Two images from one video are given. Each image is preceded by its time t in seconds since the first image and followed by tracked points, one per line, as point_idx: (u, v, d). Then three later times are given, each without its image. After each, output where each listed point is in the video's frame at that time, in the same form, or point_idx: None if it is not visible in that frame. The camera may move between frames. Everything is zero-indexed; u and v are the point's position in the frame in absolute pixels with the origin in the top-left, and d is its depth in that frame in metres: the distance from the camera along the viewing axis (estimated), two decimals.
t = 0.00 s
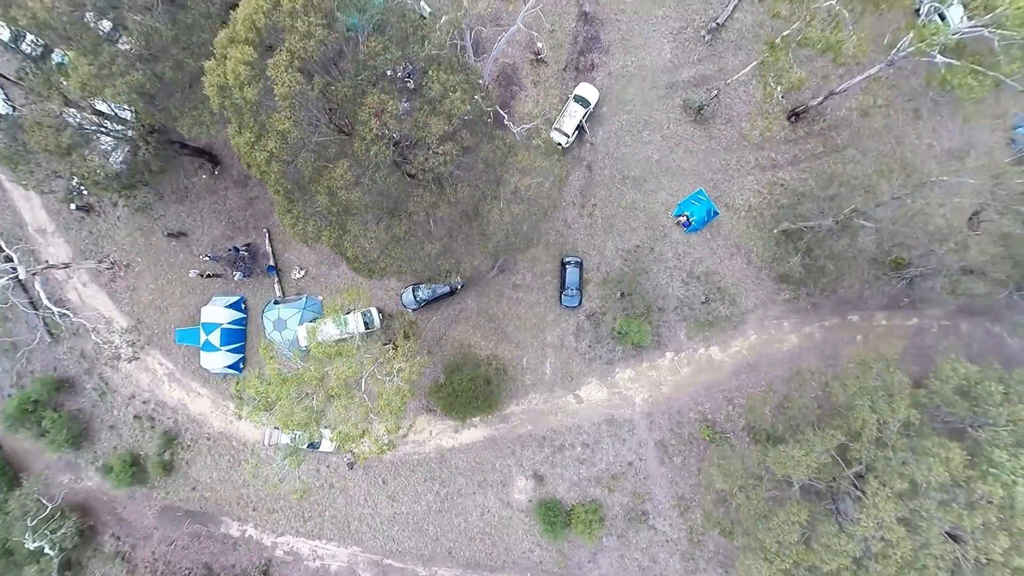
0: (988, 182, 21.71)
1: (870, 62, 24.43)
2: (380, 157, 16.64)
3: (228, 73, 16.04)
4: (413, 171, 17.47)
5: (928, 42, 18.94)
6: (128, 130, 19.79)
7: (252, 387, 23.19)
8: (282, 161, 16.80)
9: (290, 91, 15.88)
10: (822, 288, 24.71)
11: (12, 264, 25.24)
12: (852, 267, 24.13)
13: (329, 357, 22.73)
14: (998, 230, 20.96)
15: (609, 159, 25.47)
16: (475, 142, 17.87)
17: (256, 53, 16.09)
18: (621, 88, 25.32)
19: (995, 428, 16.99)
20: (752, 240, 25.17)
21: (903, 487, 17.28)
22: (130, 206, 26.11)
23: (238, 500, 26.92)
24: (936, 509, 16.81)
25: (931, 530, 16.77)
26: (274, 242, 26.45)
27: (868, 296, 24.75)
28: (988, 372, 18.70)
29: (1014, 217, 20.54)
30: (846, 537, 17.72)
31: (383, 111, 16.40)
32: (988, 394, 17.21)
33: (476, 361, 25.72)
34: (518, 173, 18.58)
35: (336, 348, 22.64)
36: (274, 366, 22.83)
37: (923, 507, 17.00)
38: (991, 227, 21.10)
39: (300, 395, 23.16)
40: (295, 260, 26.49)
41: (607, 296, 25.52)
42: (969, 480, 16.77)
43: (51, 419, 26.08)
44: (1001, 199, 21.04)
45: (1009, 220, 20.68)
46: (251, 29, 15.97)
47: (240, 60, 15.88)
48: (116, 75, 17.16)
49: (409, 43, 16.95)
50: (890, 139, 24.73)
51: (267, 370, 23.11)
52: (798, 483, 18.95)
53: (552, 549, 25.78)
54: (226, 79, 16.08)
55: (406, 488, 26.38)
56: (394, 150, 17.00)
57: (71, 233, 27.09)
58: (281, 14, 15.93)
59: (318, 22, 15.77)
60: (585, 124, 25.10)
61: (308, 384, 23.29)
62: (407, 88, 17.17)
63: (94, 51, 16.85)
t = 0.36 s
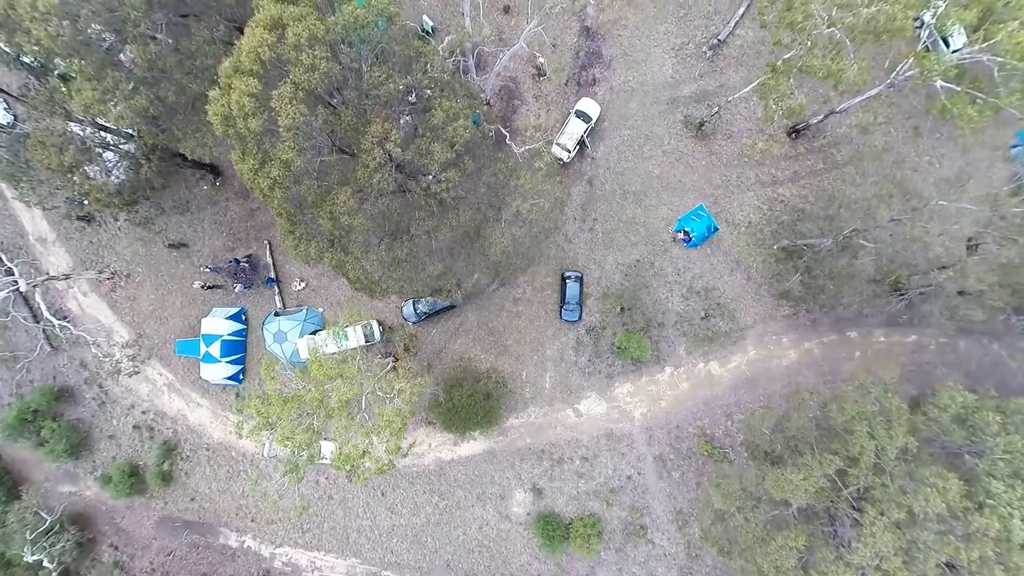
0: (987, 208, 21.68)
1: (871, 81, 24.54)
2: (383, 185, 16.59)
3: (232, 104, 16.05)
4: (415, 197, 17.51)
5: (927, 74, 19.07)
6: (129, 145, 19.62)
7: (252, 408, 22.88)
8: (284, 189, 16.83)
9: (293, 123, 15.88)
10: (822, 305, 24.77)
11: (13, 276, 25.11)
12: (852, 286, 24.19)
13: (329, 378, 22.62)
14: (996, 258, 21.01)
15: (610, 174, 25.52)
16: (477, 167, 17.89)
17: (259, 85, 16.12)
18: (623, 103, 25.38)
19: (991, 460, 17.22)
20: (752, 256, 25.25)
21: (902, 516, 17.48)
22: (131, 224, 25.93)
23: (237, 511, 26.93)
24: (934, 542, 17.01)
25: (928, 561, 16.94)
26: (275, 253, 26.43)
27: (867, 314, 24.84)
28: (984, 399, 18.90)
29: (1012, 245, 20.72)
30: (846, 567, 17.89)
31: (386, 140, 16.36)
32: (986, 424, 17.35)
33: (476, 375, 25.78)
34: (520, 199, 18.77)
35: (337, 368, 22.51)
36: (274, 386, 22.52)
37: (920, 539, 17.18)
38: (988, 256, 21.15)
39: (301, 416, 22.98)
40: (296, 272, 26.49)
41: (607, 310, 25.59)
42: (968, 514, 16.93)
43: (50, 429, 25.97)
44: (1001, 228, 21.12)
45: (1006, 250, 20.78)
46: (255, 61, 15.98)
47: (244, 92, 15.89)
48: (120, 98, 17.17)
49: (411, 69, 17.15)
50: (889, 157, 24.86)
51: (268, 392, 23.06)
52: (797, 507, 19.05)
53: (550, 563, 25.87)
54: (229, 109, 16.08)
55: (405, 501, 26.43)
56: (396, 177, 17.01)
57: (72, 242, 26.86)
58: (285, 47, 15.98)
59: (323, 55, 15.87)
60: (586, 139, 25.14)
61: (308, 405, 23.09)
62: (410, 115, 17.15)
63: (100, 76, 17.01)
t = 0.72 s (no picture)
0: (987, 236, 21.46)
1: (876, 100, 24.47)
2: (388, 214, 16.76)
3: (239, 136, 16.10)
4: (419, 223, 17.64)
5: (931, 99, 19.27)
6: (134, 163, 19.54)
7: (256, 425, 23.16)
8: (290, 217, 16.92)
9: (300, 157, 15.88)
10: (823, 321, 24.86)
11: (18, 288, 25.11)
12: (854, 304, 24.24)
13: (332, 400, 22.55)
14: (997, 288, 20.97)
15: (612, 189, 25.59)
16: (481, 194, 18.08)
17: (266, 117, 16.13)
18: (626, 118, 25.44)
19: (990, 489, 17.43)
20: (753, 272, 25.35)
21: (901, 545, 17.73)
22: (135, 239, 25.87)
23: (238, 522, 27.02)
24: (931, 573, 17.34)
25: None
26: (277, 265, 26.39)
27: (869, 330, 24.88)
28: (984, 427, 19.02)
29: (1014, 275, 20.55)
30: None
31: (391, 170, 16.44)
32: (985, 452, 17.52)
33: (477, 388, 25.86)
34: (523, 224, 19.39)
35: (341, 391, 22.54)
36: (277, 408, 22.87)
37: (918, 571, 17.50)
38: (988, 286, 21.11)
39: (305, 438, 23.39)
40: (298, 284, 26.50)
41: (609, 325, 25.67)
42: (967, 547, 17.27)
43: (52, 440, 26.01)
44: (1001, 257, 20.85)
45: (1008, 280, 20.67)
46: (262, 95, 16.01)
47: (251, 126, 15.89)
48: (129, 123, 17.33)
49: (416, 99, 17.08)
50: (891, 175, 24.96)
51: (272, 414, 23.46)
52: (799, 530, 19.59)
53: None
54: (236, 141, 16.14)
55: (405, 513, 26.52)
56: (401, 205, 17.12)
57: (75, 253, 26.79)
58: (292, 82, 15.95)
59: (330, 90, 15.87)
60: (589, 154, 25.16)
61: (312, 427, 23.38)
62: (415, 144, 17.23)
63: (109, 104, 17.20)
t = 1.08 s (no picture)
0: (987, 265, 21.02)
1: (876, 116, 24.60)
2: (393, 244, 16.86)
3: (245, 171, 16.27)
4: (423, 251, 17.75)
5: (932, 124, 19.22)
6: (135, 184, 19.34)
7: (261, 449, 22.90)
8: (295, 248, 17.02)
9: (306, 191, 15.99)
10: (823, 336, 25.00)
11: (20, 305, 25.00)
12: (855, 319, 24.38)
13: (338, 426, 22.37)
14: (997, 315, 20.84)
15: (613, 204, 25.68)
16: (484, 221, 18.42)
17: (272, 153, 16.31)
18: (626, 133, 25.55)
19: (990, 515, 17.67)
20: (754, 286, 25.46)
21: (904, 570, 17.91)
22: (135, 258, 25.70)
23: (240, 536, 27.05)
24: None
25: None
26: (279, 280, 26.36)
27: (868, 344, 25.03)
28: (984, 450, 19.12)
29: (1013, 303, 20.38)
30: None
31: (396, 201, 16.63)
32: (986, 478, 17.69)
33: (479, 403, 25.95)
34: (526, 250, 19.87)
35: (345, 416, 22.44)
36: (282, 431, 22.75)
37: None
38: (987, 313, 20.96)
39: (310, 463, 23.28)
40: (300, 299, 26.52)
41: (610, 339, 25.76)
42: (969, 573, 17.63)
43: (54, 456, 25.92)
44: (1001, 284, 20.50)
45: (1007, 307, 20.50)
46: (269, 131, 16.20)
47: (257, 161, 16.07)
48: (135, 152, 17.49)
49: (419, 130, 17.40)
50: (890, 190, 25.10)
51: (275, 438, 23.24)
52: (801, 552, 19.91)
53: None
54: (243, 175, 16.29)
55: (407, 527, 26.56)
56: (405, 235, 17.22)
57: (76, 268, 26.64)
58: (298, 119, 16.19)
59: (336, 127, 16.18)
60: (590, 169, 25.23)
61: (317, 453, 23.15)
62: (418, 175, 17.55)
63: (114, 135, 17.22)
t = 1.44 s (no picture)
0: (986, 291, 21.38)
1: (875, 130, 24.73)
2: (398, 271, 17.14)
3: (252, 202, 16.35)
4: (428, 274, 18.04)
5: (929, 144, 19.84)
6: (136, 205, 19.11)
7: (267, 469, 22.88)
8: (301, 274, 17.22)
9: (313, 224, 16.11)
10: (823, 348, 25.16)
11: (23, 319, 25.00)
12: (855, 333, 24.54)
13: (342, 448, 22.29)
14: (996, 339, 21.13)
15: (614, 217, 25.78)
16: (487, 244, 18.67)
17: (279, 185, 16.37)
18: (627, 147, 25.65)
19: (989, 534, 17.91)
20: (754, 298, 25.61)
21: None
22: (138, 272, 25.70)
23: (243, 548, 27.13)
24: None
25: None
26: (281, 293, 26.37)
27: (868, 357, 25.21)
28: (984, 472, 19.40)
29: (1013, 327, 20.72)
30: None
31: (402, 231, 16.82)
32: (987, 500, 17.92)
33: (481, 415, 26.05)
34: (529, 270, 21.13)
35: (351, 437, 22.39)
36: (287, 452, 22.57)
37: None
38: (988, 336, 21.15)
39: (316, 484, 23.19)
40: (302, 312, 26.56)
41: (611, 351, 25.88)
42: None
43: (56, 468, 25.91)
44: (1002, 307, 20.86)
45: (1007, 331, 20.85)
46: (275, 164, 16.24)
47: (265, 194, 16.13)
48: (139, 181, 17.54)
49: (425, 158, 17.55)
50: (889, 203, 25.26)
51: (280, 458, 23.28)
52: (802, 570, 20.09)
53: None
54: (250, 207, 16.37)
55: (409, 538, 26.67)
56: (410, 261, 17.46)
57: (79, 280, 26.61)
58: (305, 153, 16.16)
59: (343, 160, 16.19)
60: (591, 182, 25.30)
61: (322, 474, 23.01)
62: (422, 201, 17.78)
63: (119, 163, 17.21)
